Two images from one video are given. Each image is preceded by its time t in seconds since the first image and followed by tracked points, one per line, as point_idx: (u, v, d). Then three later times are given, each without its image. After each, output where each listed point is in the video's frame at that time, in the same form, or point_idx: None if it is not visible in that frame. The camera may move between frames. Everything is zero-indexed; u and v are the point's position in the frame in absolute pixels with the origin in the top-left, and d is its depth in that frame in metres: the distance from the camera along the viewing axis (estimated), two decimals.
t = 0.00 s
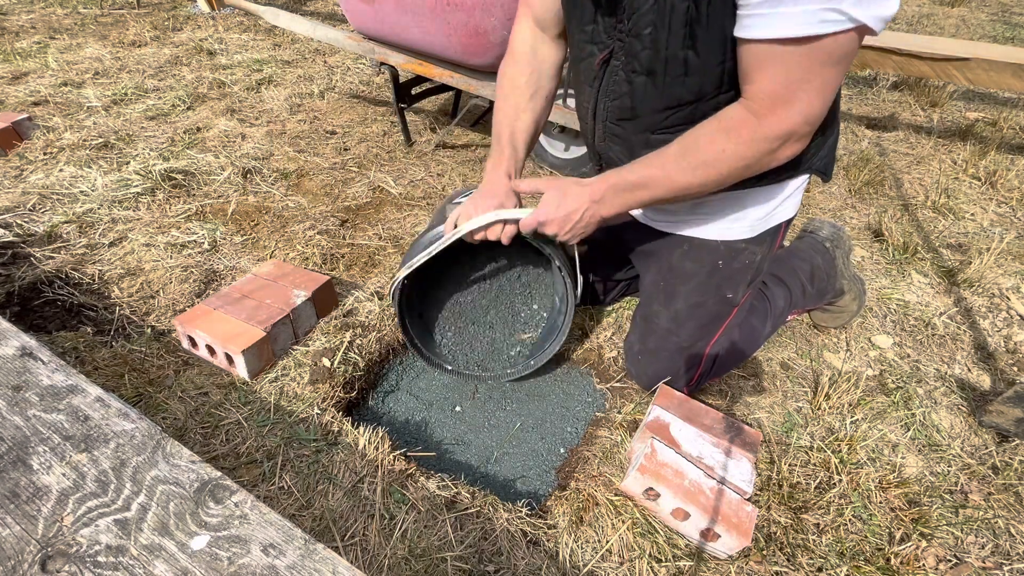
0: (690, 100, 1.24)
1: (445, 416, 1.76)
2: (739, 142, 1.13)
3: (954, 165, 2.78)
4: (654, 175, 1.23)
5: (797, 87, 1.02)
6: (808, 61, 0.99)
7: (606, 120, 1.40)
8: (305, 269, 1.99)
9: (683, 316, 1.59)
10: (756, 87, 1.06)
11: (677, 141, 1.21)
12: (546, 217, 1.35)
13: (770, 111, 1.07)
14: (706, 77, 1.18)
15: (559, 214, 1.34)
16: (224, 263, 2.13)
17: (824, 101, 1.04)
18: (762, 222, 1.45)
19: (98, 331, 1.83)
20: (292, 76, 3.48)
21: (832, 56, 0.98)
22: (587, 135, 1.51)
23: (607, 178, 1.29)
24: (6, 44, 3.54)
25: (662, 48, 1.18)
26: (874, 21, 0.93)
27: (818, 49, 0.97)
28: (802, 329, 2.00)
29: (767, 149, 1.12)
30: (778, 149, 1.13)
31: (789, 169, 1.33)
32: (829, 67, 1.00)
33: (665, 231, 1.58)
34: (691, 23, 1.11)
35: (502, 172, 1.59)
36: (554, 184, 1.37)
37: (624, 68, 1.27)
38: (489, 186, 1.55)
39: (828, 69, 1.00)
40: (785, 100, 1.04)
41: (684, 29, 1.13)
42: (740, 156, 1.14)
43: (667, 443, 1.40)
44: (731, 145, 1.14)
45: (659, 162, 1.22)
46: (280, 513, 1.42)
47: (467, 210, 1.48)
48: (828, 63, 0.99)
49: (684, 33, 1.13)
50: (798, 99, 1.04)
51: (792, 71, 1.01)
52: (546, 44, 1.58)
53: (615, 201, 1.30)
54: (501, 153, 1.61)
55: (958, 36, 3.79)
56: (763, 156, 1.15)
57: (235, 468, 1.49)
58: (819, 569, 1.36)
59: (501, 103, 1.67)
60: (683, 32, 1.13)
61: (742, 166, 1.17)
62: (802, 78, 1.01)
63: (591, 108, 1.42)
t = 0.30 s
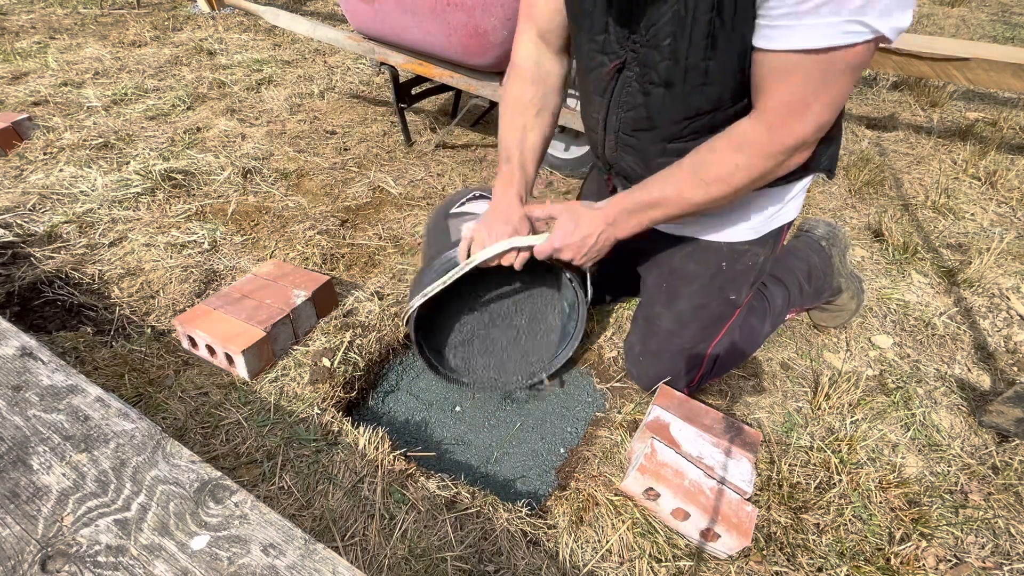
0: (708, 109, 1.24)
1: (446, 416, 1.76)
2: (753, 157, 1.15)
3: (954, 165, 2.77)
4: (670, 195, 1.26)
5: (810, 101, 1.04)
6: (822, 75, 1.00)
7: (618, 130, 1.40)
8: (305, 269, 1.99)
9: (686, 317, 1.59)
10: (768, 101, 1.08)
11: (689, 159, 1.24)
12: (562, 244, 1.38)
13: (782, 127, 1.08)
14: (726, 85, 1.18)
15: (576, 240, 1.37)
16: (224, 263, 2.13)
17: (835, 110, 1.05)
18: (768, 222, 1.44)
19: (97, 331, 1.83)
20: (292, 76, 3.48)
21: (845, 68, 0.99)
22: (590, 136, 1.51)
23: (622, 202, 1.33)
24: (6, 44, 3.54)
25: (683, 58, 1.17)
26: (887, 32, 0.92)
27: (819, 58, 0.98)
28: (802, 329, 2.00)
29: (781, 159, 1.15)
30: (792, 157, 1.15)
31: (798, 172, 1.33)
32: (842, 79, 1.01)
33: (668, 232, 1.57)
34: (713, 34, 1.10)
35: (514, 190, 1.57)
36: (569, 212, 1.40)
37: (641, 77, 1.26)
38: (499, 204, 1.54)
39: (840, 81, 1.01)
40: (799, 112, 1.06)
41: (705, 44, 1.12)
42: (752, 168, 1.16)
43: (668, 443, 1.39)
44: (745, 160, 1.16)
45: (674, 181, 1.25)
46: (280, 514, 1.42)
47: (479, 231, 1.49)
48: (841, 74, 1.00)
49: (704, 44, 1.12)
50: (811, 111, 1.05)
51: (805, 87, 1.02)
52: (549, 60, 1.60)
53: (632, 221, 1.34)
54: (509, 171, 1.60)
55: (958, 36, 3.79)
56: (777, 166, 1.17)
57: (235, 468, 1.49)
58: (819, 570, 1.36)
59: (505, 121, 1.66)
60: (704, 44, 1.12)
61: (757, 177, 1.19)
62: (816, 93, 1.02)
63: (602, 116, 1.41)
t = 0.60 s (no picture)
0: (720, 117, 1.24)
1: (446, 417, 1.77)
2: (760, 165, 1.16)
3: (954, 165, 2.77)
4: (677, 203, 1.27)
5: (819, 112, 1.05)
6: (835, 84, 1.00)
7: (626, 137, 1.40)
8: (305, 270, 1.99)
9: (687, 317, 1.59)
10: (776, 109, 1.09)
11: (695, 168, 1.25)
12: (569, 251, 1.38)
13: (790, 136, 1.10)
14: (737, 95, 1.18)
15: (583, 247, 1.37)
16: (224, 263, 2.13)
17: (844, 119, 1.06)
18: (770, 223, 1.45)
19: (97, 331, 1.83)
20: (292, 76, 3.48)
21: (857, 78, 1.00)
22: (597, 140, 1.51)
23: (629, 207, 1.34)
24: (6, 44, 3.54)
25: (694, 68, 1.17)
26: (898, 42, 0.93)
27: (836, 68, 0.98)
28: (802, 329, 2.00)
29: (787, 168, 1.16)
30: (798, 166, 1.16)
31: (803, 179, 1.32)
32: (852, 89, 1.01)
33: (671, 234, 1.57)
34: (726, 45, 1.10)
35: (517, 198, 1.57)
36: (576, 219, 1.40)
37: (653, 86, 1.26)
38: (501, 214, 1.54)
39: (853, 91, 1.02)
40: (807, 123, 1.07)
41: (718, 51, 1.12)
42: (759, 177, 1.18)
43: (667, 443, 1.39)
44: (751, 168, 1.17)
45: (680, 189, 1.26)
46: (280, 514, 1.42)
47: (483, 240, 1.47)
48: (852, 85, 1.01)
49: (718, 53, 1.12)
50: (818, 121, 1.06)
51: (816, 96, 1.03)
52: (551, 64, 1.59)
53: (639, 228, 1.35)
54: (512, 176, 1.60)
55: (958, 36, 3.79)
56: (783, 176, 1.18)
57: (235, 468, 1.49)
58: (819, 569, 1.36)
59: (507, 127, 1.66)
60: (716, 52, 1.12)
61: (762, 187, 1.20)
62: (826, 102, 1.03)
63: (609, 123, 1.41)
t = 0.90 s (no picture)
0: (722, 119, 1.23)
1: (445, 417, 1.77)
2: (760, 167, 1.16)
3: (954, 165, 2.78)
4: (678, 203, 1.27)
5: (820, 112, 1.05)
6: (838, 83, 1.01)
7: (628, 139, 1.40)
8: (305, 270, 1.99)
9: (687, 318, 1.59)
10: (780, 109, 1.09)
11: (697, 168, 1.25)
12: (570, 248, 1.40)
13: (792, 137, 1.10)
14: (740, 97, 1.17)
15: (583, 245, 1.38)
16: (224, 263, 2.13)
17: (845, 122, 1.07)
18: (770, 223, 1.44)
19: (98, 331, 1.83)
20: (292, 76, 3.48)
21: (860, 81, 1.01)
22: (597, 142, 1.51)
23: (631, 207, 1.34)
24: (6, 44, 3.54)
25: (697, 70, 1.17)
26: (900, 43, 0.94)
27: (843, 71, 0.99)
28: (803, 328, 2.00)
29: (787, 170, 1.16)
30: (797, 169, 1.17)
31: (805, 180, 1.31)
32: (854, 91, 1.02)
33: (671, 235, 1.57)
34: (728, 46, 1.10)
35: (518, 194, 1.56)
36: (577, 217, 1.41)
37: (655, 89, 1.26)
38: (502, 214, 1.52)
39: (855, 92, 1.02)
40: (808, 123, 1.07)
41: (720, 53, 1.12)
42: (762, 178, 1.18)
43: (668, 442, 1.40)
44: (752, 169, 1.17)
45: (681, 189, 1.26)
46: (280, 514, 1.42)
47: (484, 235, 1.47)
48: (854, 86, 1.01)
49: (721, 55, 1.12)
50: (820, 123, 1.07)
51: (816, 96, 1.04)
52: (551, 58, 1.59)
53: (641, 227, 1.35)
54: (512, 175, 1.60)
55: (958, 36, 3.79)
56: (782, 178, 1.19)
57: (235, 468, 1.49)
58: (819, 569, 1.36)
59: (506, 125, 1.65)
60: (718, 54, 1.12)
61: (760, 189, 1.21)
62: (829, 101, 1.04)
63: (610, 127, 1.41)
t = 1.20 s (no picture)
0: (726, 123, 1.24)
1: (445, 417, 1.76)
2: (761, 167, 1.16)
3: (954, 166, 2.78)
4: (678, 201, 1.27)
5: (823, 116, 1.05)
6: (841, 87, 1.00)
7: (632, 143, 1.40)
8: (305, 270, 1.99)
9: (688, 318, 1.59)
10: (784, 112, 1.08)
11: (700, 166, 1.25)
12: (569, 244, 1.38)
13: (794, 140, 1.10)
14: (744, 101, 1.18)
15: (583, 242, 1.37)
16: (224, 263, 2.13)
17: (848, 126, 1.06)
18: (770, 224, 1.45)
19: (97, 331, 1.83)
20: (292, 76, 3.48)
21: (863, 83, 1.00)
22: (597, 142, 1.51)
23: (632, 206, 1.33)
24: (6, 44, 3.54)
25: (702, 74, 1.17)
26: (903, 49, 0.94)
27: (845, 77, 0.99)
28: (803, 328, 2.00)
29: (787, 172, 1.16)
30: (799, 171, 1.17)
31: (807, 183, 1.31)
32: (857, 95, 1.02)
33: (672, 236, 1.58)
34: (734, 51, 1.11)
35: (514, 189, 1.56)
36: (576, 211, 1.39)
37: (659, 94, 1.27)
38: (499, 206, 1.52)
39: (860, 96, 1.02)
40: (810, 125, 1.07)
41: (726, 57, 1.12)
42: (764, 179, 1.18)
43: (669, 442, 1.39)
44: (752, 171, 1.17)
45: (683, 188, 1.26)
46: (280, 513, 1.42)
47: (483, 226, 1.48)
48: (857, 90, 1.01)
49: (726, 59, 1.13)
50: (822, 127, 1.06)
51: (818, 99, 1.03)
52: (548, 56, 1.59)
53: (641, 227, 1.35)
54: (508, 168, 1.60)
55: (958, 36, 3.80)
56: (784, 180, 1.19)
57: (235, 468, 1.49)
58: (819, 569, 1.36)
59: (506, 118, 1.65)
60: (724, 58, 1.13)
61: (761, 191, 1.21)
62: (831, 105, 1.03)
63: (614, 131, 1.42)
